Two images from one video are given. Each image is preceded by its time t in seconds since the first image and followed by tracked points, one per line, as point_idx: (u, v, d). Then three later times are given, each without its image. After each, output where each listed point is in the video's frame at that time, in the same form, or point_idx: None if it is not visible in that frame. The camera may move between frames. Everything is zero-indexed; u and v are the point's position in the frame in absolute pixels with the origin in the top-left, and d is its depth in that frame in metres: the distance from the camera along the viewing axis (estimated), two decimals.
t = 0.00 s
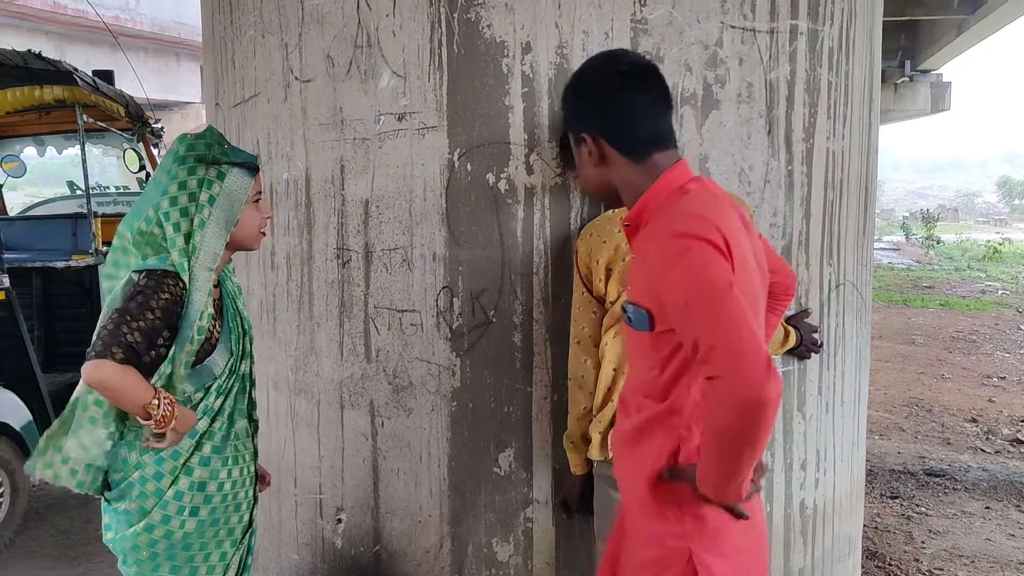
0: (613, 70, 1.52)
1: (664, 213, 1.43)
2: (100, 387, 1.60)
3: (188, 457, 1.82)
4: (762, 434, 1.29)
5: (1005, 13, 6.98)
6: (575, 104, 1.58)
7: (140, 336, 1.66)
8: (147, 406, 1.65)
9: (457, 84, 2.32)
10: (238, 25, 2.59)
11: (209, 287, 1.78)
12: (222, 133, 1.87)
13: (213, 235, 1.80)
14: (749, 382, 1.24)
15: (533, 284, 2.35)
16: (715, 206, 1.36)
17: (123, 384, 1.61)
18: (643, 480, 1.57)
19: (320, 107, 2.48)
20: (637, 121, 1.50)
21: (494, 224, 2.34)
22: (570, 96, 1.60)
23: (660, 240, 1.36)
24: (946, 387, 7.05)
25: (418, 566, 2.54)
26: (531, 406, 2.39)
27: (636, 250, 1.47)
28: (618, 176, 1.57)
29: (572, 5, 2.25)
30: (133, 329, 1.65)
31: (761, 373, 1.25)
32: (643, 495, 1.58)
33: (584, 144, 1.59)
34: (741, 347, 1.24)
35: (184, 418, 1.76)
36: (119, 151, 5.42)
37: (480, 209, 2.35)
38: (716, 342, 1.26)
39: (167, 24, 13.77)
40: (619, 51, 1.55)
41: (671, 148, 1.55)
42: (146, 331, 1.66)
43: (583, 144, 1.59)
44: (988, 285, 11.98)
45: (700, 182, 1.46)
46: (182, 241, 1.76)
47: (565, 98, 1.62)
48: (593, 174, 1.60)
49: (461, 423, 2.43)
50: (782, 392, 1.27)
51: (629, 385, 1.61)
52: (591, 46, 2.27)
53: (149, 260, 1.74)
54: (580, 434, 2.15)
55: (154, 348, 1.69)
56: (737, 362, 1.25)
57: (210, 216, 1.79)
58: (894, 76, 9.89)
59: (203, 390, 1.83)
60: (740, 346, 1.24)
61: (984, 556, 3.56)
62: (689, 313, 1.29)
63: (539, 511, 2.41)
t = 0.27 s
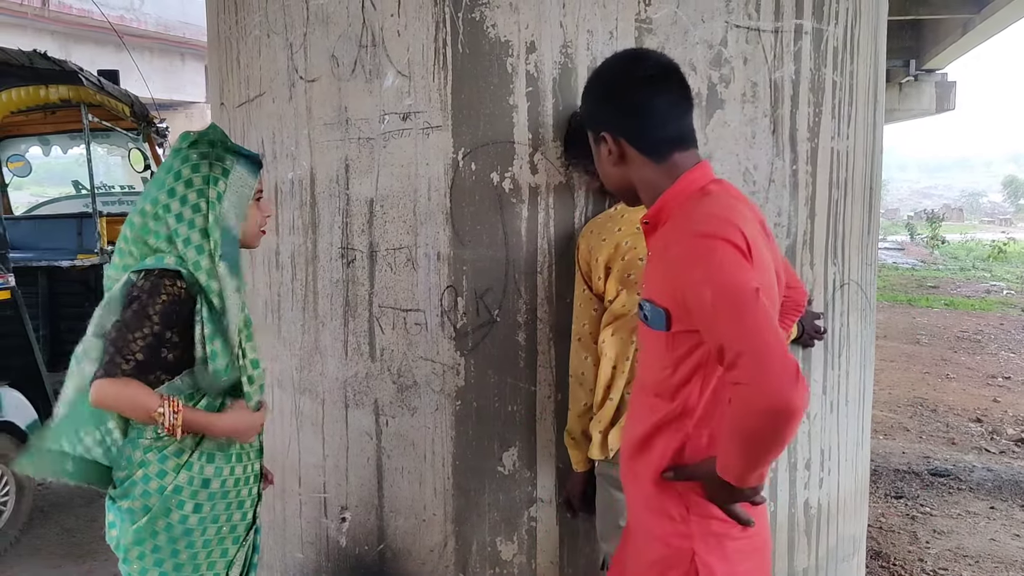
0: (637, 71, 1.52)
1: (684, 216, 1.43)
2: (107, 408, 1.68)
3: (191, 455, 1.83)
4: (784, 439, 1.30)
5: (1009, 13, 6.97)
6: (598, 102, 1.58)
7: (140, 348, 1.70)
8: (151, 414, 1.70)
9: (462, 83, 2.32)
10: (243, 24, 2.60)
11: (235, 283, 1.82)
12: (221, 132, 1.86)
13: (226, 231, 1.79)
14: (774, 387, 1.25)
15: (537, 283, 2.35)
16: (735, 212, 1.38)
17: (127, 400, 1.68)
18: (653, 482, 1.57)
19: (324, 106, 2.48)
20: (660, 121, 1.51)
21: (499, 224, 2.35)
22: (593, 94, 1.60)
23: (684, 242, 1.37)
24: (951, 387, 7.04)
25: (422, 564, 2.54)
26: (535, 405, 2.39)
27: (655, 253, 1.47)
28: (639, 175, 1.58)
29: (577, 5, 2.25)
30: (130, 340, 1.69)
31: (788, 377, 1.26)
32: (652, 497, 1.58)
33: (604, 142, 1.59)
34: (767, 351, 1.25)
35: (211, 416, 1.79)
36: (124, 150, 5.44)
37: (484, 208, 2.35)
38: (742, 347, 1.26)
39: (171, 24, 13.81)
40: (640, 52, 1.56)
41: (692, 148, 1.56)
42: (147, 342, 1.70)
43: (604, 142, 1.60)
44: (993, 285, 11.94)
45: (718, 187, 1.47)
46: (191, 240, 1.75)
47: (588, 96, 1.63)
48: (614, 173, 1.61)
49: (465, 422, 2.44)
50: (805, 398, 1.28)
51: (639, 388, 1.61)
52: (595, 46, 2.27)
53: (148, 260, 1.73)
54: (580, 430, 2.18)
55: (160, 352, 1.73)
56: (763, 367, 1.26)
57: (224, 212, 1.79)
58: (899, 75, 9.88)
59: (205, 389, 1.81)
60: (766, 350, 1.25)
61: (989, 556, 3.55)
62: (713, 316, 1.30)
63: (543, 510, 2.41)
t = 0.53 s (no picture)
0: (647, 69, 1.53)
1: (694, 212, 1.44)
2: (125, 411, 1.65)
3: (199, 452, 1.82)
4: (787, 435, 1.30)
5: (1014, 12, 6.96)
6: (608, 100, 1.59)
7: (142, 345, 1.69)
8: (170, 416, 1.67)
9: (467, 83, 2.32)
10: (248, 24, 2.60)
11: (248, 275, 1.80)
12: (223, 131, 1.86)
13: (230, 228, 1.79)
14: (779, 383, 1.25)
15: (542, 282, 2.35)
16: (745, 212, 1.39)
17: (144, 404, 1.65)
18: (654, 477, 1.57)
19: (330, 106, 2.49)
20: (673, 120, 1.51)
21: (504, 223, 2.35)
22: (602, 92, 1.60)
23: (693, 237, 1.39)
24: (955, 387, 7.03)
25: (427, 563, 2.54)
26: (540, 404, 2.39)
27: (664, 249, 1.49)
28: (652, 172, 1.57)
29: (582, 5, 2.25)
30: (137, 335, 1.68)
31: (794, 374, 1.26)
32: (653, 492, 1.58)
33: (614, 141, 1.60)
34: (773, 346, 1.25)
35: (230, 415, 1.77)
36: (128, 149, 5.44)
37: (489, 208, 2.35)
38: (749, 341, 1.26)
39: (175, 23, 13.83)
40: (649, 51, 1.56)
41: (701, 147, 1.56)
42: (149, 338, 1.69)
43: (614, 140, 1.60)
44: (997, 285, 11.92)
45: (729, 186, 1.48)
46: (195, 238, 1.76)
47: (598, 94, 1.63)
48: (625, 171, 1.62)
49: (470, 422, 2.44)
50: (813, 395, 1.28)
51: (644, 383, 1.62)
52: (600, 45, 2.27)
53: (147, 260, 1.74)
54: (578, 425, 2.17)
55: (166, 352, 1.71)
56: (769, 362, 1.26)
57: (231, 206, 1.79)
58: (903, 75, 9.87)
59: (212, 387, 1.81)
60: (772, 346, 1.25)
61: (994, 556, 3.55)
62: (718, 308, 1.31)
63: (548, 509, 2.41)
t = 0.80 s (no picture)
0: (655, 67, 1.51)
1: (696, 210, 1.44)
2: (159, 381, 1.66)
3: (196, 450, 1.82)
4: (782, 435, 1.31)
5: (1017, 12, 6.96)
6: (615, 95, 1.57)
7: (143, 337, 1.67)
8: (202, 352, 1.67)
9: (471, 83, 2.32)
10: (252, 23, 2.60)
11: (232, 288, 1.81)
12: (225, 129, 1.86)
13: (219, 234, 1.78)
14: (776, 383, 1.26)
15: (546, 282, 2.34)
16: (748, 210, 1.39)
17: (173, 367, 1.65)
18: (648, 476, 1.58)
19: (333, 105, 2.48)
20: (678, 118, 1.50)
21: (507, 223, 2.34)
22: (609, 88, 1.59)
23: (694, 236, 1.39)
24: (957, 387, 7.03)
25: (430, 563, 2.54)
26: (543, 404, 2.39)
27: (666, 245, 1.50)
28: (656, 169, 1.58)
29: (587, 4, 2.25)
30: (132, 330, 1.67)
31: (788, 375, 1.27)
32: (648, 492, 1.59)
33: (619, 139, 1.60)
34: (768, 347, 1.25)
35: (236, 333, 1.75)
36: (131, 149, 5.44)
37: (493, 208, 2.35)
38: (745, 342, 1.27)
39: (177, 23, 13.75)
40: (655, 49, 1.56)
41: (706, 145, 1.56)
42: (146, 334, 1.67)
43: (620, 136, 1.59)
44: (999, 285, 11.91)
45: (732, 185, 1.48)
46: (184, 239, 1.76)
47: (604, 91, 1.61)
48: (629, 169, 1.62)
49: (474, 422, 2.43)
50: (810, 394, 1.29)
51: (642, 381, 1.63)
52: (604, 45, 2.26)
53: (140, 259, 1.72)
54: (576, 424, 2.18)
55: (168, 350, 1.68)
56: (765, 363, 1.27)
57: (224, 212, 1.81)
58: (905, 75, 9.87)
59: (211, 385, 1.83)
60: (768, 347, 1.26)
61: (998, 556, 3.54)
62: (717, 307, 1.32)
63: (551, 510, 2.41)
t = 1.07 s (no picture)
0: (656, 69, 1.52)
1: (694, 210, 1.44)
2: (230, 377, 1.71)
3: (196, 449, 1.82)
4: (775, 437, 1.31)
5: (1016, 12, 6.97)
6: (615, 94, 1.58)
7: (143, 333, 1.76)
8: (233, 335, 1.73)
9: (472, 82, 2.31)
10: (252, 23, 2.59)
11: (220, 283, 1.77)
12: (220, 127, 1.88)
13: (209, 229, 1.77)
14: (767, 386, 1.26)
15: (547, 282, 2.34)
16: (749, 211, 1.39)
17: (228, 360, 1.71)
18: (644, 477, 1.58)
19: (334, 105, 2.48)
20: (681, 118, 1.50)
21: (508, 222, 2.34)
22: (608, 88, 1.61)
23: (692, 235, 1.39)
24: (957, 386, 7.03)
25: (431, 563, 2.54)
26: (544, 404, 2.38)
27: (665, 245, 1.50)
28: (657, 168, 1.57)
29: (588, 4, 2.24)
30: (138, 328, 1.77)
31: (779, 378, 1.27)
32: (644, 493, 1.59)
33: (622, 137, 1.59)
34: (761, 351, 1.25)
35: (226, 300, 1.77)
36: (130, 148, 5.43)
37: (494, 207, 2.34)
38: (739, 344, 1.28)
39: (176, 22, 13.69)
40: (659, 48, 1.56)
41: (709, 145, 1.55)
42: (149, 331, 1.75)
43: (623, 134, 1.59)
44: (999, 284, 11.91)
45: (734, 186, 1.48)
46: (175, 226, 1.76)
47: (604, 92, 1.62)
48: (632, 168, 1.61)
49: (475, 422, 2.43)
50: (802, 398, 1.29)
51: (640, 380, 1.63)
52: (606, 44, 2.26)
53: (136, 260, 1.80)
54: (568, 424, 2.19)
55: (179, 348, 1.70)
56: (758, 365, 1.27)
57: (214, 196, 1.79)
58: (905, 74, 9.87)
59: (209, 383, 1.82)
60: (761, 351, 1.26)
61: (999, 556, 3.54)
62: (712, 307, 1.32)
63: (552, 510, 2.40)
